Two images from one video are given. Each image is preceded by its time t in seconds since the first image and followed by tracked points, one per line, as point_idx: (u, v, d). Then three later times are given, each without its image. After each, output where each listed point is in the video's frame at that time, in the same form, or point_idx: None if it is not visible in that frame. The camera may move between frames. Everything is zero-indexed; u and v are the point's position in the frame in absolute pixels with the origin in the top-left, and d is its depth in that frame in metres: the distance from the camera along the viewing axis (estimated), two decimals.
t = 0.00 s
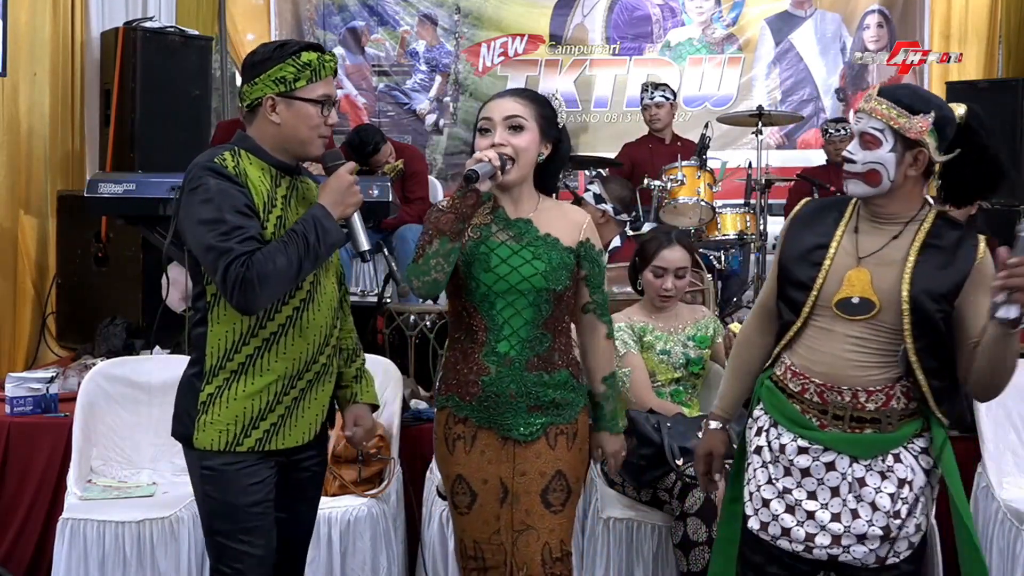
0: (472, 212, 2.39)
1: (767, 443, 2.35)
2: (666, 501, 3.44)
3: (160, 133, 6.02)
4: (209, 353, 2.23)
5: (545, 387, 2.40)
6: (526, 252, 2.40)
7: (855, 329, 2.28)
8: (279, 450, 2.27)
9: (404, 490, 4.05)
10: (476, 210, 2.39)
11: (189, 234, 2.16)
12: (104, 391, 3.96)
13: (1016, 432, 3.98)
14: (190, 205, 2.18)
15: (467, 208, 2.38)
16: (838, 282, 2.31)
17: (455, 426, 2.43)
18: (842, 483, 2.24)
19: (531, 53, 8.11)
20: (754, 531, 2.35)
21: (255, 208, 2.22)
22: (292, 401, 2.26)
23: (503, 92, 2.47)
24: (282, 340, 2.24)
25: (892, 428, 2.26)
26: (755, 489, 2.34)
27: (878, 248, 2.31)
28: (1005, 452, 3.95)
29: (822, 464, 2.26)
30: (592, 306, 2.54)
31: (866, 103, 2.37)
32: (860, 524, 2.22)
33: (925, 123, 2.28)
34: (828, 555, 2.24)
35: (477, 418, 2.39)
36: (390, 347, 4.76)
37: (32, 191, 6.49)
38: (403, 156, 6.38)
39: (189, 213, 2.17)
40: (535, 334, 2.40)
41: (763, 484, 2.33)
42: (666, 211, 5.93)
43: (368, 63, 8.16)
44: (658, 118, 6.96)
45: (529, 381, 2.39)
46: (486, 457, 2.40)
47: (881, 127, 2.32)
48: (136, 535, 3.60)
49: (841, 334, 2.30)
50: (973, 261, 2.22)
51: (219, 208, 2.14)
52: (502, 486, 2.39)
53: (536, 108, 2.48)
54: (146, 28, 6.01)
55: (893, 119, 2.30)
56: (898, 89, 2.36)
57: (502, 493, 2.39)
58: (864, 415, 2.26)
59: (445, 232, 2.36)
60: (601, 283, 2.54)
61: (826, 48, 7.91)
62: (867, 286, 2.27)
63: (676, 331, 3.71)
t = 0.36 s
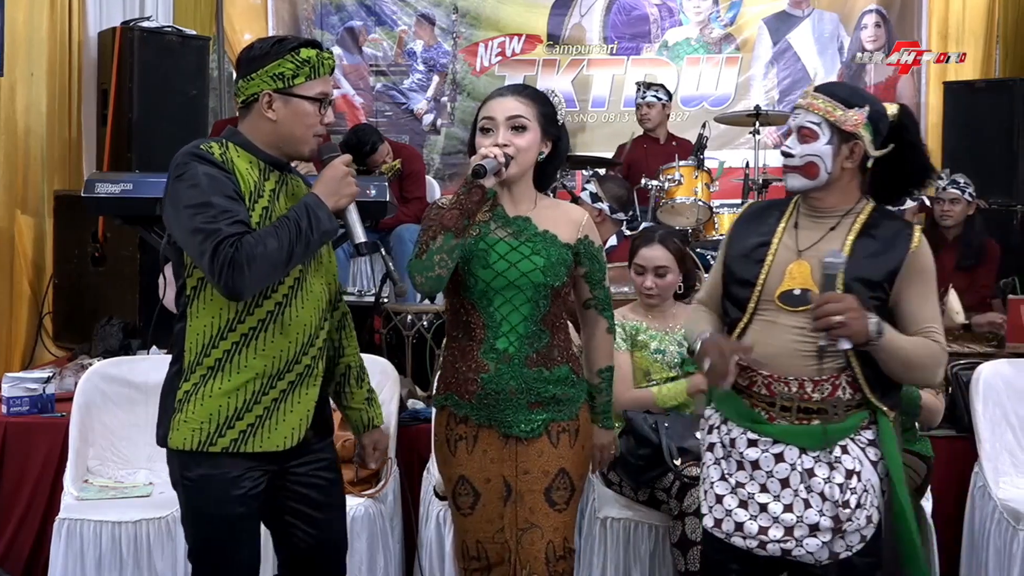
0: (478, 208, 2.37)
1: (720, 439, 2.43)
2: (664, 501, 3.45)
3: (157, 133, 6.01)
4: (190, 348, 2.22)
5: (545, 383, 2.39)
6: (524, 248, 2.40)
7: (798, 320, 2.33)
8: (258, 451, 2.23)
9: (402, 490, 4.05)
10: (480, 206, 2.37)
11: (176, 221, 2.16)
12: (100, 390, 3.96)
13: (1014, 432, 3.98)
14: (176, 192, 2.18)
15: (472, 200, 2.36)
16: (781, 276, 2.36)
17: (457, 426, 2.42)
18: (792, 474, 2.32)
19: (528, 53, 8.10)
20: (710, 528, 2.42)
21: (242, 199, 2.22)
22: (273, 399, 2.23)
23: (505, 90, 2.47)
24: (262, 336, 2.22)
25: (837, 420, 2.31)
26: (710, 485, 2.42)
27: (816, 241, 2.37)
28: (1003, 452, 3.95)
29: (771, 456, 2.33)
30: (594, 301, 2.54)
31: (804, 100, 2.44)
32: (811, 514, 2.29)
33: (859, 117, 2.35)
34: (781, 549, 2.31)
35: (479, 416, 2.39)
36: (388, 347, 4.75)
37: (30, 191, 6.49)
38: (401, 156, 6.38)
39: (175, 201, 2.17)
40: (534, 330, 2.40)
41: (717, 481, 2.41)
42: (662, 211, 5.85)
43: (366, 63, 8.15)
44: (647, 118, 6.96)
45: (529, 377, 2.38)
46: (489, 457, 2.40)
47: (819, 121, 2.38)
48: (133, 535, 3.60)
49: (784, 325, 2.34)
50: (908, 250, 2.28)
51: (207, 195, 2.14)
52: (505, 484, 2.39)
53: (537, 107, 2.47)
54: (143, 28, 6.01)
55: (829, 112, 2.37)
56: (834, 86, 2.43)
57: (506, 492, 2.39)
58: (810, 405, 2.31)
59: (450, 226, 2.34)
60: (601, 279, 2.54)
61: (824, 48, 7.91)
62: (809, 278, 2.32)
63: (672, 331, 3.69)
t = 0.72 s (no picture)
0: (446, 215, 2.40)
1: (680, 442, 2.43)
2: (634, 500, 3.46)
3: (123, 133, 5.96)
4: (143, 345, 2.25)
5: (514, 386, 2.40)
6: (493, 251, 2.41)
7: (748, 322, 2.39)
8: (197, 450, 2.19)
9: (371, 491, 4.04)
10: (449, 213, 2.40)
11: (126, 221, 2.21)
12: (66, 393, 3.94)
13: (978, 428, 4.02)
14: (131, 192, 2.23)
15: (442, 208, 2.39)
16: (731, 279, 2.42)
17: (426, 428, 2.42)
18: (762, 469, 2.36)
19: (496, 53, 8.11)
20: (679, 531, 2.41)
21: (190, 195, 2.23)
22: (215, 396, 2.20)
23: (472, 93, 2.47)
24: (203, 331, 2.21)
25: (800, 412, 2.39)
26: (674, 489, 2.41)
27: (759, 243, 2.44)
28: (968, 449, 3.98)
29: (739, 454, 2.36)
30: (561, 305, 2.54)
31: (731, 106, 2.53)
32: (785, 505, 2.35)
33: (788, 121, 2.47)
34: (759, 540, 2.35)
35: (446, 418, 2.39)
36: (357, 347, 4.73)
37: None
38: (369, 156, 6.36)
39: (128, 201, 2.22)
40: (503, 333, 2.40)
41: (682, 483, 2.40)
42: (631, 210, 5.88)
43: (333, 62, 8.12)
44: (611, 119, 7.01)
45: (498, 381, 2.38)
46: (457, 459, 2.39)
47: (750, 127, 2.47)
48: (101, 539, 3.57)
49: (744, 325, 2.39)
50: (843, 245, 2.39)
51: (149, 193, 2.18)
52: (473, 486, 2.39)
53: (505, 110, 2.48)
54: (108, 27, 5.97)
55: (760, 117, 2.47)
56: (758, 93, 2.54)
57: (474, 494, 2.39)
58: (775, 400, 2.38)
59: (420, 233, 2.35)
60: (569, 282, 2.53)
61: (791, 48, 7.94)
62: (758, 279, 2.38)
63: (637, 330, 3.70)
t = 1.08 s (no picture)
0: (434, 224, 2.37)
1: (711, 444, 2.41)
2: (618, 499, 3.47)
3: (106, 132, 5.94)
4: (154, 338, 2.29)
5: (498, 389, 2.40)
6: (481, 254, 2.41)
7: (776, 314, 2.40)
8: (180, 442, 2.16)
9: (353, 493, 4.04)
10: (437, 222, 2.37)
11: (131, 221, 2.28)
12: (49, 392, 3.93)
13: (960, 427, 4.04)
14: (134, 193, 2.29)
15: (425, 220, 2.35)
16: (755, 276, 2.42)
17: (407, 427, 2.41)
18: (794, 466, 2.34)
19: (480, 53, 8.12)
20: (704, 536, 2.38)
21: (176, 191, 2.26)
22: (193, 392, 2.17)
23: (454, 97, 2.46)
24: (186, 327, 2.20)
25: (830, 405, 2.40)
26: (703, 492, 2.39)
27: (778, 235, 2.48)
28: (950, 448, 4.00)
29: (772, 451, 2.35)
30: (548, 303, 2.53)
31: (747, 104, 2.54)
32: (814, 505, 2.33)
33: (800, 114, 2.52)
34: (786, 544, 2.32)
35: (430, 420, 2.38)
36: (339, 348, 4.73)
37: None
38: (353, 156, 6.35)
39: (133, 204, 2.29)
40: (488, 336, 2.40)
41: (711, 487, 2.38)
42: (614, 211, 5.90)
43: (317, 62, 8.12)
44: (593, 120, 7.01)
45: (483, 384, 2.38)
46: (437, 459, 2.39)
47: (768, 122, 2.50)
48: (84, 539, 3.56)
49: (770, 319, 2.41)
50: (860, 232, 2.45)
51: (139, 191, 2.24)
52: (452, 488, 2.38)
53: (486, 113, 2.48)
54: (91, 27, 5.96)
55: (776, 112, 2.50)
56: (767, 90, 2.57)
57: (452, 496, 2.38)
58: (807, 394, 2.38)
59: (409, 242, 2.33)
60: (555, 281, 2.54)
61: (774, 48, 7.95)
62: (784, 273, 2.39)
63: (619, 330, 3.73)
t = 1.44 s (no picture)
0: (428, 222, 2.34)
1: (742, 454, 2.49)
2: (614, 498, 3.49)
3: (103, 131, 5.94)
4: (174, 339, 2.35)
5: (489, 387, 2.40)
6: (469, 253, 2.41)
7: (813, 331, 2.49)
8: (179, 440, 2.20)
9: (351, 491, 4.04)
10: (431, 220, 2.34)
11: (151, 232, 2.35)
12: (46, 393, 3.93)
13: (957, 428, 4.03)
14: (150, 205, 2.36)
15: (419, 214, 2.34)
16: (790, 291, 2.50)
17: (404, 429, 2.41)
18: (827, 477, 2.42)
19: (477, 52, 8.12)
20: (736, 539, 2.46)
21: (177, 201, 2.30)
22: (187, 390, 2.21)
23: (450, 96, 2.47)
24: (184, 328, 2.24)
25: (861, 419, 2.47)
26: (735, 500, 2.47)
27: (815, 251, 2.55)
28: (946, 448, 3.99)
29: (804, 462, 2.42)
30: (536, 305, 2.51)
31: (783, 116, 2.62)
32: (849, 514, 2.41)
33: (837, 127, 2.59)
34: (820, 549, 2.40)
35: (426, 420, 2.38)
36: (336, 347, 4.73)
37: None
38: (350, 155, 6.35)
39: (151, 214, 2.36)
40: (479, 334, 2.41)
41: (745, 492, 2.46)
42: (611, 211, 5.92)
43: (314, 62, 8.12)
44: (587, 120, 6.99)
45: (475, 383, 2.38)
46: (434, 459, 2.39)
47: (806, 135, 2.56)
48: (80, 539, 3.56)
49: (803, 336, 2.49)
50: (895, 250, 2.55)
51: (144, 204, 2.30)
52: (452, 487, 2.38)
53: (480, 111, 2.48)
54: (87, 26, 5.95)
55: (813, 126, 2.57)
56: (803, 105, 2.63)
57: (452, 495, 2.38)
58: (839, 409, 2.45)
59: (396, 239, 2.30)
60: (543, 283, 2.52)
61: (771, 48, 7.97)
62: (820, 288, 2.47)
63: (616, 330, 3.73)
